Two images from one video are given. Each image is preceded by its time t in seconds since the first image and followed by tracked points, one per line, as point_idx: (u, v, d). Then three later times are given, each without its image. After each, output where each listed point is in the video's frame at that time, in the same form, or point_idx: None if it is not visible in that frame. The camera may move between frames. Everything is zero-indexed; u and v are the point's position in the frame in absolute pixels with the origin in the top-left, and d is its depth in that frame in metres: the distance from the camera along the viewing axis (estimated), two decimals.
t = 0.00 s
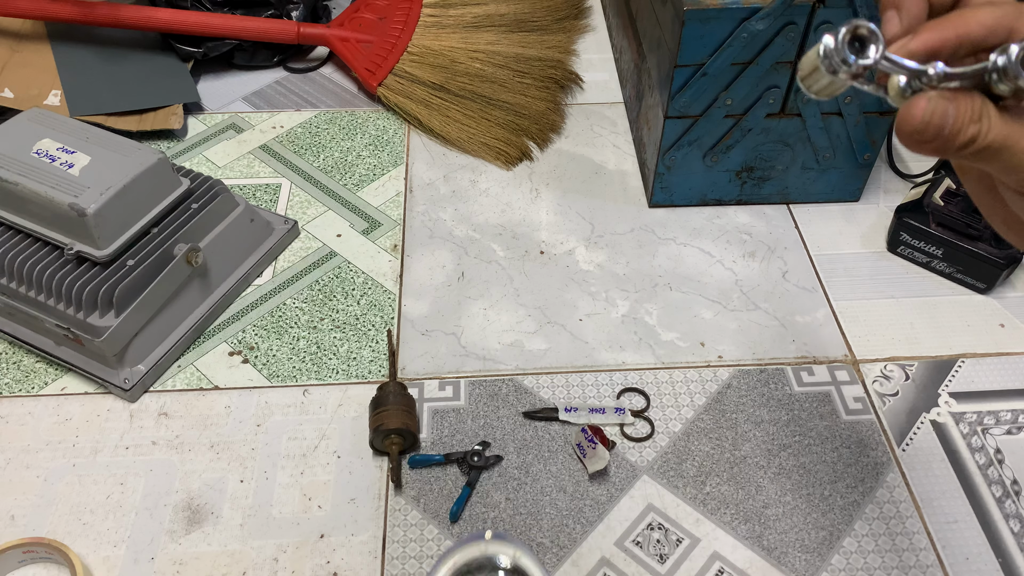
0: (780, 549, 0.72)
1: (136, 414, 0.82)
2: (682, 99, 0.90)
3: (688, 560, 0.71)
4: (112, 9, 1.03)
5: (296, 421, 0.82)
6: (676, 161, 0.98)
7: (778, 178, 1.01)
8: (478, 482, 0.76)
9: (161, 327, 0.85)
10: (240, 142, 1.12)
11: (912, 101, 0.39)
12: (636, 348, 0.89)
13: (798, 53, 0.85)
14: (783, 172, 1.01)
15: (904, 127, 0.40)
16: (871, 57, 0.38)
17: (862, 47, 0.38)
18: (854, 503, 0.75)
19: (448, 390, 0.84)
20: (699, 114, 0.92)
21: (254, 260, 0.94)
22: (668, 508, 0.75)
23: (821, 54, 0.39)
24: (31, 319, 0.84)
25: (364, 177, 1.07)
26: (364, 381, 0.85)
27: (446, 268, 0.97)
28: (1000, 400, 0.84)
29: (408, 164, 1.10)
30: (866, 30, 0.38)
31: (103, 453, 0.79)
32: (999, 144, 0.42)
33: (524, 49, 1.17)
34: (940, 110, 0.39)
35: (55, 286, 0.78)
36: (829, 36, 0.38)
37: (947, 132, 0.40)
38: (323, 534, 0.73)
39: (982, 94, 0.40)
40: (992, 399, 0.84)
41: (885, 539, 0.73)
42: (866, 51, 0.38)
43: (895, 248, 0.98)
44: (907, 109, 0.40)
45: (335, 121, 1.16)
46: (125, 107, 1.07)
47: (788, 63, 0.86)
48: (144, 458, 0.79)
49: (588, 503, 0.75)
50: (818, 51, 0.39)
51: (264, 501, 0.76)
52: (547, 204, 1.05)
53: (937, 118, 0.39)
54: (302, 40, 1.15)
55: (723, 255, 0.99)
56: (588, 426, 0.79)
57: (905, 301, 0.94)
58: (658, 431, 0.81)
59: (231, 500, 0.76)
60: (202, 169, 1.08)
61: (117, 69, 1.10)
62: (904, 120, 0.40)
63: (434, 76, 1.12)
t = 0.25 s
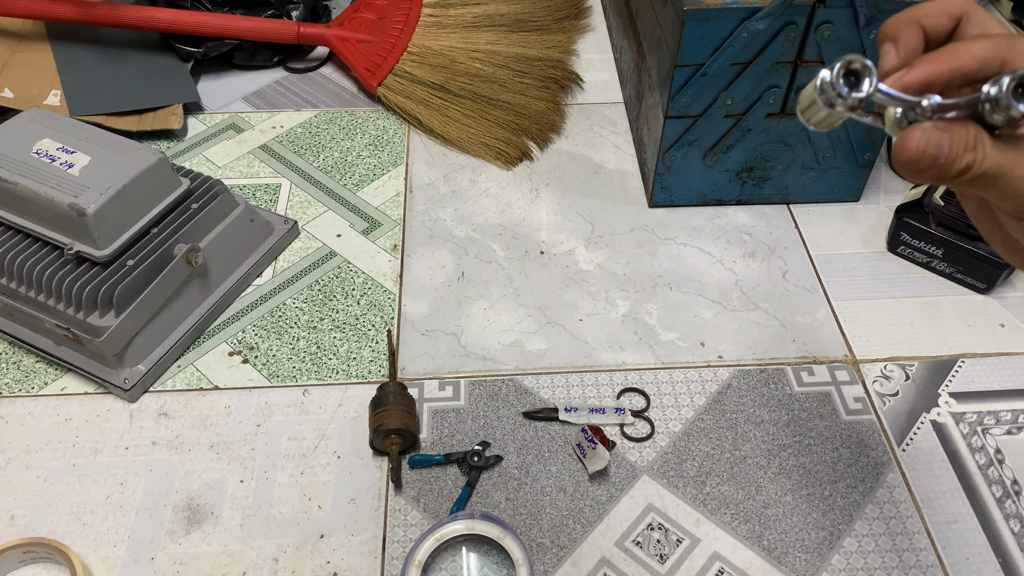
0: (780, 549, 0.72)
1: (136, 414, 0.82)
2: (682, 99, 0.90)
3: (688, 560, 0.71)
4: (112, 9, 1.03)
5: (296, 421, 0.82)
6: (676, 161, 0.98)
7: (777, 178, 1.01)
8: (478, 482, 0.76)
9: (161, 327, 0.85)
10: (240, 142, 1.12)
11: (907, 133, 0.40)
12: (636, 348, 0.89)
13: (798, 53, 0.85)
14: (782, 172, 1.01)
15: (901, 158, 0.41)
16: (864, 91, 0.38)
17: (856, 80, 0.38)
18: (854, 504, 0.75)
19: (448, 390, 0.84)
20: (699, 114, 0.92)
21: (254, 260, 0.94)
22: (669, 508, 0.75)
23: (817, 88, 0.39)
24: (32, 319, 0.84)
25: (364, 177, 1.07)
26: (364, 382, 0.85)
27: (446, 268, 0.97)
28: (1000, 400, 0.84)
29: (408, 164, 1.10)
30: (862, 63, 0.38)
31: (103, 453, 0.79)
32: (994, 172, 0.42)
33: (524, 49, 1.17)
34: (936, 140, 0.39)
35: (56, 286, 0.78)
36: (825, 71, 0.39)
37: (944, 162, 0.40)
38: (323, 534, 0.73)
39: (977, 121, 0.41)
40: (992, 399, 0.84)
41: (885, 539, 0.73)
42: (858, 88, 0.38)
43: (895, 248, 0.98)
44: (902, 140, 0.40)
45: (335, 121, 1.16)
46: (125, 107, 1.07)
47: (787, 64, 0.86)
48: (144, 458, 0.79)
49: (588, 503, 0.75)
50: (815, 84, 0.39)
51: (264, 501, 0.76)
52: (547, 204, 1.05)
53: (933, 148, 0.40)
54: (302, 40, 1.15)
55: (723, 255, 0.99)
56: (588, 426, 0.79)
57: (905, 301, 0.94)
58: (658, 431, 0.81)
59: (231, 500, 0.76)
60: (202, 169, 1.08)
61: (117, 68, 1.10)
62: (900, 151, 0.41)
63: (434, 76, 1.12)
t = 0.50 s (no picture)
0: (780, 549, 0.72)
1: (136, 414, 0.82)
2: (682, 99, 0.90)
3: (688, 560, 0.71)
4: (112, 9, 1.03)
5: (296, 421, 0.81)
6: (676, 161, 0.98)
7: (777, 178, 1.01)
8: (477, 482, 0.76)
9: (160, 327, 0.85)
10: (240, 142, 1.12)
11: (866, 92, 0.35)
12: (636, 348, 0.89)
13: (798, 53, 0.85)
14: (782, 172, 1.01)
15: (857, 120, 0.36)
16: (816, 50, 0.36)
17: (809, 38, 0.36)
18: (854, 503, 0.75)
19: (448, 390, 0.84)
20: (699, 114, 0.92)
21: (254, 260, 0.94)
22: (669, 508, 0.75)
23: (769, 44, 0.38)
24: (32, 319, 0.84)
25: (364, 177, 1.07)
26: (364, 381, 0.85)
27: (446, 268, 0.96)
28: (1001, 400, 0.84)
29: (407, 164, 1.10)
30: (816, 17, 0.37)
31: (102, 453, 0.79)
32: (960, 134, 0.36)
33: (523, 49, 1.17)
34: (897, 99, 0.34)
35: (56, 286, 0.78)
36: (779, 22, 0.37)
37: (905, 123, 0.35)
38: (323, 534, 0.73)
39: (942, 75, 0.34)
40: (992, 399, 0.84)
41: (885, 539, 0.73)
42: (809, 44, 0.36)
43: (895, 248, 0.98)
44: (861, 102, 0.35)
45: (335, 121, 1.16)
46: (126, 107, 1.07)
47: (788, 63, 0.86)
48: (143, 458, 0.79)
49: (588, 503, 0.75)
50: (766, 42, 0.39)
51: (264, 501, 0.76)
52: (547, 204, 1.05)
53: (892, 108, 0.34)
54: (302, 40, 1.15)
55: (723, 255, 0.99)
56: (588, 426, 0.79)
57: (905, 301, 0.94)
58: (659, 431, 0.81)
59: (230, 500, 0.76)
60: (202, 169, 1.08)
61: (117, 68, 1.10)
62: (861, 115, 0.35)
63: (434, 76, 1.12)
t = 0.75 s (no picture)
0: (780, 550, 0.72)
1: (136, 414, 0.82)
2: (682, 99, 0.90)
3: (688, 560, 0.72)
4: (112, 9, 1.03)
5: (296, 421, 0.81)
6: (676, 161, 0.98)
7: (777, 178, 1.01)
8: (478, 482, 0.76)
9: (160, 327, 0.85)
10: (240, 142, 1.12)
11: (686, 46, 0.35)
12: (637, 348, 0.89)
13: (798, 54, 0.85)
14: (782, 172, 1.01)
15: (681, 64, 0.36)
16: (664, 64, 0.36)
17: (669, 48, 0.36)
18: (854, 504, 0.75)
19: (448, 390, 0.84)
20: (699, 114, 0.92)
21: (254, 260, 0.94)
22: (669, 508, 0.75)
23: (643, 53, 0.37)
24: (31, 319, 0.84)
25: (364, 177, 1.07)
26: (364, 381, 0.85)
27: (446, 268, 0.96)
28: (1001, 401, 0.84)
29: (407, 164, 1.10)
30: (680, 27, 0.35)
31: (102, 453, 0.79)
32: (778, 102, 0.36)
33: (523, 48, 1.17)
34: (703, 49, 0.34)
35: (55, 286, 0.78)
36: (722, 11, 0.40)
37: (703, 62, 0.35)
38: (323, 534, 0.73)
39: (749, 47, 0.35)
40: (993, 399, 0.84)
41: (884, 539, 0.73)
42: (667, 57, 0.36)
43: (895, 248, 0.98)
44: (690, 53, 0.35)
45: (335, 121, 1.16)
46: (126, 107, 1.07)
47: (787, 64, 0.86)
48: (143, 458, 0.79)
49: (588, 503, 0.75)
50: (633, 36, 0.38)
51: (265, 501, 0.76)
52: (547, 204, 1.05)
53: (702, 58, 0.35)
54: (302, 40, 1.16)
55: (723, 255, 0.99)
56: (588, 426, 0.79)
57: (905, 301, 0.93)
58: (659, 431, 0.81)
59: (231, 500, 0.76)
60: (202, 169, 1.08)
61: (117, 69, 1.09)
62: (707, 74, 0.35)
63: (434, 76, 1.13)
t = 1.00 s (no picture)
0: (780, 550, 0.72)
1: (135, 414, 0.82)
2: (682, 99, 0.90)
3: (688, 560, 0.71)
4: (112, 9, 1.03)
5: (296, 421, 0.81)
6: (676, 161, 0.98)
7: (777, 178, 1.01)
8: (478, 482, 0.76)
9: (160, 327, 0.85)
10: (240, 142, 1.11)
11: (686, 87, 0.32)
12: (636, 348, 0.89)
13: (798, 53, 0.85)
14: (782, 172, 1.01)
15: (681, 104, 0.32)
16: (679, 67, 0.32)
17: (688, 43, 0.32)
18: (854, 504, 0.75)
19: (448, 390, 0.84)
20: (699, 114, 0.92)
21: (254, 260, 0.94)
22: (669, 508, 0.75)
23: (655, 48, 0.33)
24: (31, 319, 0.84)
25: (363, 177, 1.07)
26: (364, 382, 0.85)
27: (446, 268, 0.96)
28: (1002, 401, 0.84)
29: (407, 164, 1.10)
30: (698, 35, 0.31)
31: (102, 453, 0.79)
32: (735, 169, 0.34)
33: (523, 48, 1.17)
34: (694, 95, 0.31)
35: (55, 286, 0.78)
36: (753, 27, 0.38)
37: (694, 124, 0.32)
38: (323, 534, 0.73)
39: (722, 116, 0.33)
40: (993, 399, 0.84)
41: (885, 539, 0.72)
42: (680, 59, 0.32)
43: (895, 248, 0.98)
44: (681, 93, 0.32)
45: (335, 121, 1.16)
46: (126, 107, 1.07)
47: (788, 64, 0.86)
48: (143, 458, 0.79)
49: (588, 504, 0.75)
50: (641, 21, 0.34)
51: (265, 501, 0.75)
52: (548, 204, 1.05)
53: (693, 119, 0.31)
54: (302, 40, 1.16)
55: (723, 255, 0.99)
56: (588, 426, 0.79)
57: (906, 301, 0.93)
58: (658, 431, 0.81)
59: (231, 500, 0.76)
60: (202, 169, 1.08)
61: (118, 69, 1.09)
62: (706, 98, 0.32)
63: (434, 76, 1.13)
